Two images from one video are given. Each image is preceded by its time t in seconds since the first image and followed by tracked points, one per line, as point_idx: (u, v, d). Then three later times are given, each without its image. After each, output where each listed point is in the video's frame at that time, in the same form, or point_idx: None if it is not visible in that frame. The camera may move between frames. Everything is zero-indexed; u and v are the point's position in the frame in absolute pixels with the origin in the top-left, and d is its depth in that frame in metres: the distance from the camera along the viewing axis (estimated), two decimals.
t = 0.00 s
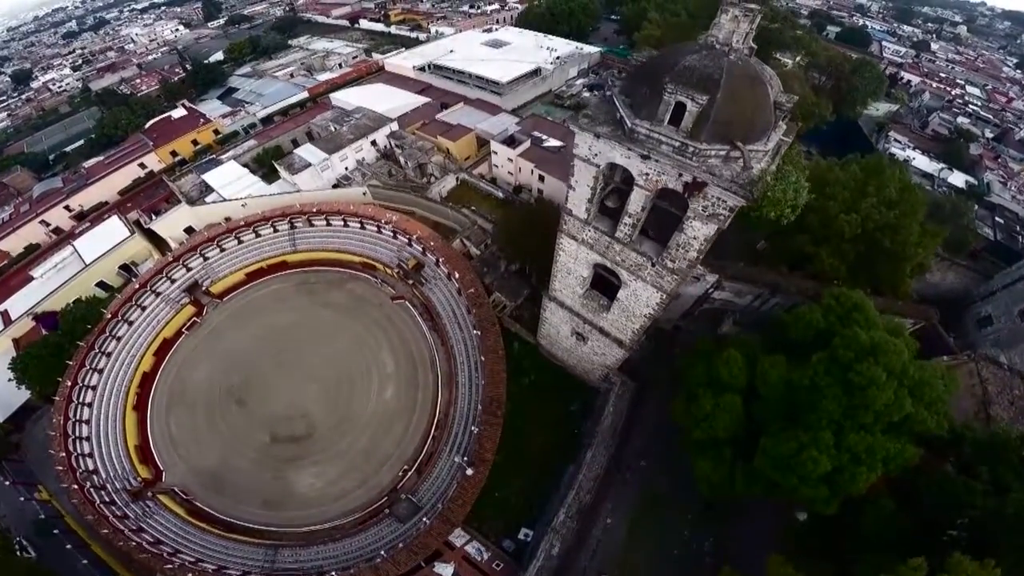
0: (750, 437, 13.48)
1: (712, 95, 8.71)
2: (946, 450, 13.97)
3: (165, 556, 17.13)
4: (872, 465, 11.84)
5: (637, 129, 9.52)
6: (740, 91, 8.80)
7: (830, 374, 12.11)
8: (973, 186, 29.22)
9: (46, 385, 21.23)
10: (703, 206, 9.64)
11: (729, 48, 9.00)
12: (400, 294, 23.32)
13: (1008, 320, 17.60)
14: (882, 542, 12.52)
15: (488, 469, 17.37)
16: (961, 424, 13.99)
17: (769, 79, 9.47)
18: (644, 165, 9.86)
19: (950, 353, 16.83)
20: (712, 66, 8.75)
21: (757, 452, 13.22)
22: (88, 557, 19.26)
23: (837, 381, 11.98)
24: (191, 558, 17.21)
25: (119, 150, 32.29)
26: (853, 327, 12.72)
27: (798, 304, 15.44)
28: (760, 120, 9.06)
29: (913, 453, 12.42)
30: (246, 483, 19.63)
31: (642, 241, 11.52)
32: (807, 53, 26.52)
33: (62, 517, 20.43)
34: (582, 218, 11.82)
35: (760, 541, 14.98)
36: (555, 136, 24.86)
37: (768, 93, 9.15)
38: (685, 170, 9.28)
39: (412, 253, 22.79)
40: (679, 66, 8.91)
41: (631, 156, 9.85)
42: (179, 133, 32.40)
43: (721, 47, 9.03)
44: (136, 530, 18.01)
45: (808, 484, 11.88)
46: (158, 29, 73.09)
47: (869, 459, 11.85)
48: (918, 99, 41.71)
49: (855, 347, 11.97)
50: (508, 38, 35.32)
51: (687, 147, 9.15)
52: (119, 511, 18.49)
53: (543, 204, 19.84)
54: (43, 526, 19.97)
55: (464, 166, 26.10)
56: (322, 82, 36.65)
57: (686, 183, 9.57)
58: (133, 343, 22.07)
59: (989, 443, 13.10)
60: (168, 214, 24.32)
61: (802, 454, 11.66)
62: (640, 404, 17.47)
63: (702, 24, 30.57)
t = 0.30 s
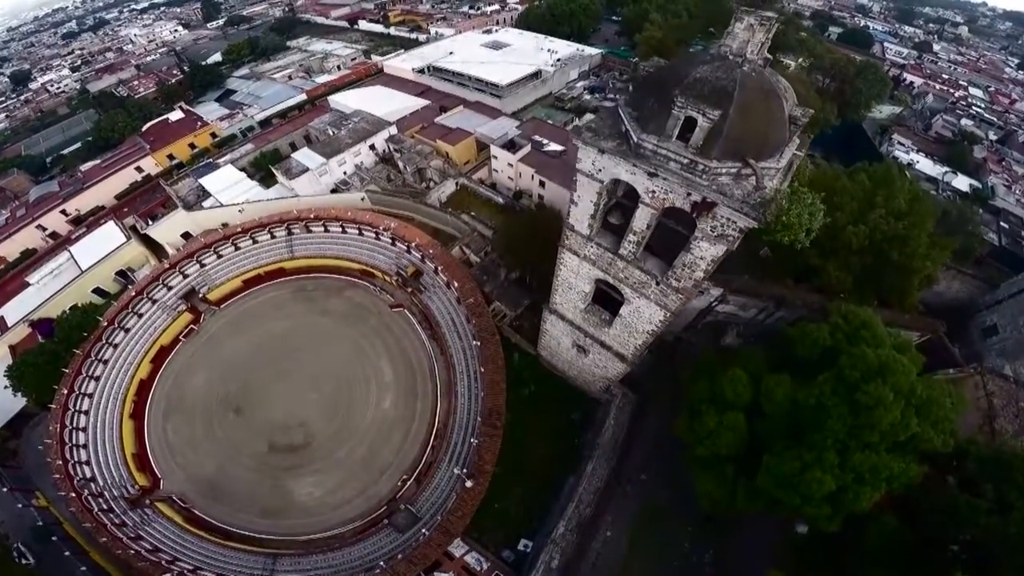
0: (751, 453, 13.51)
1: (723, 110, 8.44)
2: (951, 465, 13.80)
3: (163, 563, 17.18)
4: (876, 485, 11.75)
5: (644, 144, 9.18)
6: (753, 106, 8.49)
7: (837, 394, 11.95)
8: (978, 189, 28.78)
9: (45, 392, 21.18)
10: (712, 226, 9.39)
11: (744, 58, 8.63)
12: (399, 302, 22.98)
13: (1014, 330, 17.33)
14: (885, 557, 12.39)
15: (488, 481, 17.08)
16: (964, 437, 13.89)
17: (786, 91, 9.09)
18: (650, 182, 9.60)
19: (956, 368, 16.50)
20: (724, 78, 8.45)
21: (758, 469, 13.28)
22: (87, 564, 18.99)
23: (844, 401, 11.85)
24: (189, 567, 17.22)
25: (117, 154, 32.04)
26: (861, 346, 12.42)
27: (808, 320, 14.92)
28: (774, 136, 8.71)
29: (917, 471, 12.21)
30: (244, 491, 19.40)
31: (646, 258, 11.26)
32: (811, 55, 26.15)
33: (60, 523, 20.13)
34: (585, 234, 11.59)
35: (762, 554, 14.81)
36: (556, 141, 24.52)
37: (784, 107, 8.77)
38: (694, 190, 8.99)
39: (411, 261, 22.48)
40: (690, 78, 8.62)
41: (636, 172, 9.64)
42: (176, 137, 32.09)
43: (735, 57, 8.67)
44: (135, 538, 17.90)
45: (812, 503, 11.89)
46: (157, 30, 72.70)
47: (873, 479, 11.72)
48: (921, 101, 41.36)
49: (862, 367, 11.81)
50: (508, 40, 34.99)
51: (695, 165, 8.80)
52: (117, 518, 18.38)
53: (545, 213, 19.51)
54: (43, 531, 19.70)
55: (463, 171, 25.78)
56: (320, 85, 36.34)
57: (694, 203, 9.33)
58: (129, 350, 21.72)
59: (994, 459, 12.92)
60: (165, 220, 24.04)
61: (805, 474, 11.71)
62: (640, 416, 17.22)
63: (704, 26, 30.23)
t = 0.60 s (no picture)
0: (754, 470, 13.31)
1: (738, 128, 8.08)
2: (954, 479, 13.53)
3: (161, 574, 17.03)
4: (878, 504, 11.70)
5: (651, 163, 8.95)
6: (768, 123, 8.17)
7: (841, 414, 11.84)
8: (981, 194, 28.47)
9: (41, 399, 20.79)
10: (720, 249, 9.17)
11: (759, 72, 8.17)
12: (398, 311, 22.58)
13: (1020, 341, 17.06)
14: None
15: (487, 493, 16.78)
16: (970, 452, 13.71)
17: (799, 107, 8.78)
18: (656, 202, 9.32)
19: (960, 381, 16.32)
20: (739, 94, 8.08)
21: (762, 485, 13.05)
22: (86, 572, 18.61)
23: (849, 422, 11.73)
24: None
25: (113, 157, 31.71)
26: (868, 366, 12.33)
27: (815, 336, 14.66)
28: (787, 156, 8.41)
29: (922, 489, 12.21)
30: (243, 499, 19.18)
31: (650, 278, 11.06)
32: (814, 58, 25.78)
33: (58, 530, 19.80)
34: (586, 252, 11.37)
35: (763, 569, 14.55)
36: (556, 146, 24.19)
37: (799, 123, 8.48)
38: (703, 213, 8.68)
39: (409, 269, 22.14)
40: (702, 93, 8.25)
41: (643, 192, 9.37)
42: (172, 140, 31.69)
43: (750, 70, 8.21)
44: (134, 546, 17.71)
45: (813, 522, 11.86)
46: (156, 31, 72.29)
47: (875, 498, 11.66)
48: (923, 103, 41.06)
49: (869, 388, 11.71)
50: (508, 42, 34.65)
51: (705, 186, 8.54)
52: (116, 527, 18.20)
53: (545, 224, 19.24)
54: (42, 538, 19.47)
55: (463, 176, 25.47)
56: (319, 87, 36.04)
57: (702, 225, 9.06)
58: (126, 358, 21.40)
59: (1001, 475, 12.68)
60: (161, 225, 23.67)
61: (807, 493, 11.61)
62: (642, 428, 16.93)
63: (706, 28, 29.88)
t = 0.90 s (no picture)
0: (756, 488, 13.39)
1: (752, 148, 7.88)
2: (960, 495, 13.46)
3: None
4: (881, 523, 11.69)
5: (658, 183, 8.70)
6: (784, 142, 7.97)
7: (847, 433, 11.81)
8: (986, 198, 28.16)
9: (37, 406, 20.48)
10: (729, 274, 9.12)
11: (777, 85, 7.90)
12: (397, 319, 22.27)
13: None
14: None
15: (487, 505, 16.47)
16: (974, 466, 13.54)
17: (817, 125, 8.64)
18: (662, 224, 9.15)
19: (964, 392, 16.14)
20: (753, 111, 7.87)
21: (763, 504, 13.12)
22: None
23: (854, 441, 11.72)
24: None
25: (110, 161, 31.38)
26: (876, 385, 12.22)
27: (817, 353, 14.63)
28: (801, 177, 8.29)
29: (926, 506, 12.21)
30: (242, 507, 18.96)
31: (654, 298, 11.07)
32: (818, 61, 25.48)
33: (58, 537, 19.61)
34: (589, 271, 11.26)
35: None
36: (556, 150, 23.87)
37: (815, 141, 8.34)
38: (713, 238, 8.52)
39: (408, 276, 21.93)
40: (715, 109, 8.07)
41: (649, 214, 9.18)
42: (169, 143, 31.32)
43: (767, 85, 7.97)
44: (132, 554, 17.64)
45: (815, 540, 11.83)
46: (155, 31, 71.91)
47: (878, 517, 11.64)
48: (926, 105, 40.75)
49: (876, 409, 11.63)
50: (508, 44, 34.31)
51: (715, 210, 8.35)
52: (115, 535, 18.08)
53: (546, 232, 19.00)
54: (42, 545, 19.31)
55: (462, 181, 25.12)
56: (317, 89, 35.67)
57: (711, 250, 8.93)
58: (123, 366, 21.14)
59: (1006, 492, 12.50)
60: (156, 231, 23.31)
61: (810, 512, 11.61)
62: (642, 441, 16.71)
63: (708, 30, 29.51)
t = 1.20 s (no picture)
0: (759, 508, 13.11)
1: (769, 175, 7.78)
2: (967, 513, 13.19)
3: None
4: (883, 542, 11.78)
5: (668, 209, 8.46)
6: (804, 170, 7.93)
7: (853, 456, 11.81)
8: (991, 204, 27.84)
9: (36, 415, 20.32)
10: (739, 307, 9.07)
11: (798, 106, 8.18)
12: (395, 329, 21.90)
13: None
14: None
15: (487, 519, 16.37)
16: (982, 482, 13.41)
17: (840, 148, 8.56)
18: (670, 252, 8.99)
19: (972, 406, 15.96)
20: (774, 136, 7.84)
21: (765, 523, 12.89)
22: None
23: (859, 464, 11.72)
24: None
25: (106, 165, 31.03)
26: (883, 408, 12.22)
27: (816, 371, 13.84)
28: (818, 206, 8.11)
29: (928, 526, 12.36)
30: (241, 517, 18.74)
31: (659, 321, 10.83)
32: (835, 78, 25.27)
33: (58, 544, 19.32)
34: (592, 294, 11.00)
35: None
36: (557, 156, 23.52)
37: (835, 169, 8.27)
38: (723, 268, 8.46)
39: (406, 285, 21.53)
40: (731, 132, 8.03)
41: (657, 241, 9.01)
42: (165, 147, 30.94)
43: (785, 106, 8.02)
44: (131, 563, 17.75)
45: (818, 561, 11.80)
46: (153, 32, 71.53)
47: (880, 537, 11.74)
48: (929, 108, 40.41)
49: (882, 432, 11.71)
50: (509, 46, 33.95)
51: (727, 240, 8.16)
52: (113, 543, 18.17)
53: (548, 241, 18.58)
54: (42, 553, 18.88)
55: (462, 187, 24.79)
56: (315, 91, 35.28)
57: (722, 280, 8.86)
58: (119, 374, 20.80)
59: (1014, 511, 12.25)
60: (153, 238, 23.06)
61: (813, 534, 11.63)
62: (644, 455, 16.44)
63: (709, 32, 29.19)
